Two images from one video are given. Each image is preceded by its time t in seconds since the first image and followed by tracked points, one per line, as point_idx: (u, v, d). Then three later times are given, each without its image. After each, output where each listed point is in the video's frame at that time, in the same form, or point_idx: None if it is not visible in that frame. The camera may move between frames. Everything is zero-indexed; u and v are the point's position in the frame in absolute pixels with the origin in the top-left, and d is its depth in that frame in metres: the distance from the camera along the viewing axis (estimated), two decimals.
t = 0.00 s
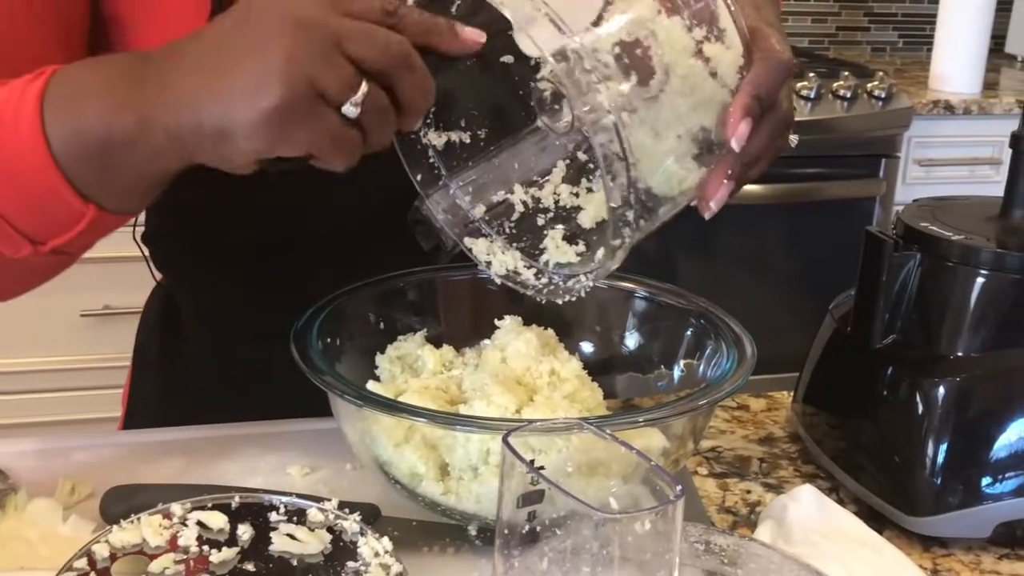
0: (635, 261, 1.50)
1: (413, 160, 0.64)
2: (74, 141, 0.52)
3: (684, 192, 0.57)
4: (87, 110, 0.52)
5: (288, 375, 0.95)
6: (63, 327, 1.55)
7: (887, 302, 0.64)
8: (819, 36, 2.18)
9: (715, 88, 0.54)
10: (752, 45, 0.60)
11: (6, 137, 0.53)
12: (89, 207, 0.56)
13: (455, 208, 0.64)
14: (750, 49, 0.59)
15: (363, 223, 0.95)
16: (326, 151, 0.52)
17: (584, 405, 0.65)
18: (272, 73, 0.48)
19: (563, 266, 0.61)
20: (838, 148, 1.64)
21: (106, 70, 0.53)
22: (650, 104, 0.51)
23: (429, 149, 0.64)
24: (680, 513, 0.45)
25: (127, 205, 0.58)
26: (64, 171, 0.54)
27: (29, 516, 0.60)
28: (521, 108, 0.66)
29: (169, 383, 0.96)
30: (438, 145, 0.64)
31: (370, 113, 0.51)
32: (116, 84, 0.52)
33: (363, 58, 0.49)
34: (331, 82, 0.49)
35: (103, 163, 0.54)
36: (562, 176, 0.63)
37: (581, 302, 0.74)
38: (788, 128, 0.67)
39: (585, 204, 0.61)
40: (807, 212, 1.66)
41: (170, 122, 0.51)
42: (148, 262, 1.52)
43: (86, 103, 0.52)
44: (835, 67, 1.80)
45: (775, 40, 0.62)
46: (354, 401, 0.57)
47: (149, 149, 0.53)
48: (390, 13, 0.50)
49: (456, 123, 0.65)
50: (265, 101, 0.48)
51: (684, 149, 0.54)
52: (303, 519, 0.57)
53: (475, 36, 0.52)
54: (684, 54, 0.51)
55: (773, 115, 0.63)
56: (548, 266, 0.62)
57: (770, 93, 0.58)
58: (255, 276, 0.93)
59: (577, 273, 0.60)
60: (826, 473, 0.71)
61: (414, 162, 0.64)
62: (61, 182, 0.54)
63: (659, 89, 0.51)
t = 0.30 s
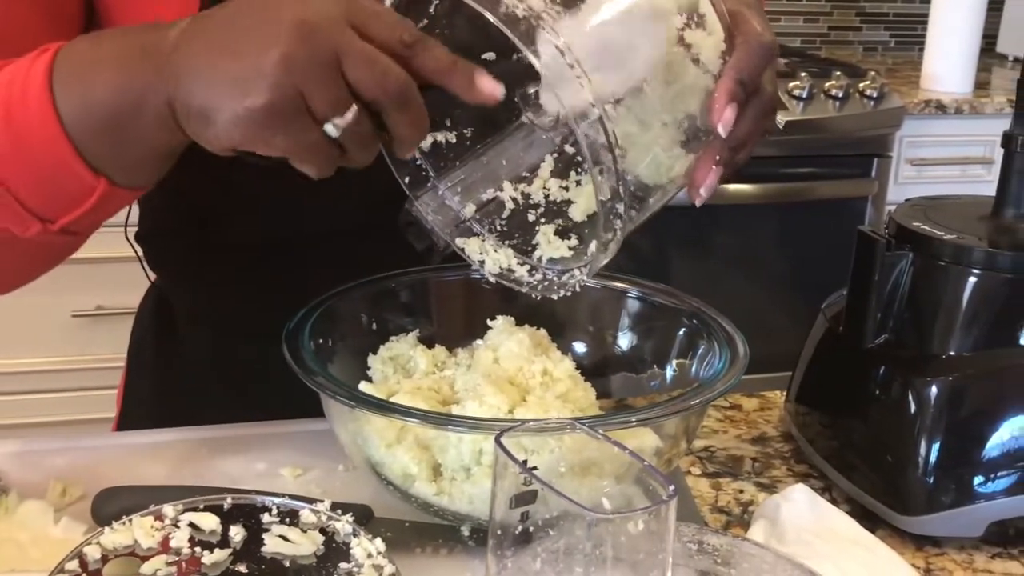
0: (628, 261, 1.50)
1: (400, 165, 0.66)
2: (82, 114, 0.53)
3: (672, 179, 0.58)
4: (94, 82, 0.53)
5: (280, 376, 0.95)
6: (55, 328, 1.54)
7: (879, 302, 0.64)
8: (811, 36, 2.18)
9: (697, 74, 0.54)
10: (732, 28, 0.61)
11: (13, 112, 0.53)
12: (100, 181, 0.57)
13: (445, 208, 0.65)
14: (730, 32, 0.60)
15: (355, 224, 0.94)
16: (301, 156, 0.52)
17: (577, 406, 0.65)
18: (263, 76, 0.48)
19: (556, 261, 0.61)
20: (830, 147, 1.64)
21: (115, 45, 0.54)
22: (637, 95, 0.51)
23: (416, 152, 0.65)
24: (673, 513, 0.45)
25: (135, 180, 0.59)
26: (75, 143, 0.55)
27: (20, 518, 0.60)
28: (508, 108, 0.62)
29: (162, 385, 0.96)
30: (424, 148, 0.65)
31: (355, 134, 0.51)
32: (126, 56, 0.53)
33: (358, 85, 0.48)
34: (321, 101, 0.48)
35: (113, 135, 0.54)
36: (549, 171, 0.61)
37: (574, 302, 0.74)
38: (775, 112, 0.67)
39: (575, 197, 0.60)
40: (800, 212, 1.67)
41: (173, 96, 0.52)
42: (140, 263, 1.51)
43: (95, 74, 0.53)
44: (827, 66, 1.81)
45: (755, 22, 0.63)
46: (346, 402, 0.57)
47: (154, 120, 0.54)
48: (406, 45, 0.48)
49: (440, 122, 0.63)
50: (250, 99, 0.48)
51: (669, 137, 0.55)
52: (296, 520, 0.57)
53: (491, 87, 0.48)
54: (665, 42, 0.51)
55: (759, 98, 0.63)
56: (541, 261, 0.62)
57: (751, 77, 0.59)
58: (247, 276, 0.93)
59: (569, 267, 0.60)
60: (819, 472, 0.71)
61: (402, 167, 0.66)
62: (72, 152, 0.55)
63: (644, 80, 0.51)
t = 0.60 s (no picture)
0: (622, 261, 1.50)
1: (393, 164, 0.66)
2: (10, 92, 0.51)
3: (666, 181, 0.58)
4: (21, 56, 0.50)
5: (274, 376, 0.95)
6: (48, 329, 1.54)
7: (873, 301, 0.64)
8: (804, 36, 2.18)
9: (689, 75, 0.54)
10: (725, 32, 0.62)
11: None
12: (38, 166, 0.56)
13: (438, 208, 0.65)
14: (722, 34, 0.60)
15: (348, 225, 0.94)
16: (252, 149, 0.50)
17: (571, 405, 0.65)
18: (226, 73, 0.46)
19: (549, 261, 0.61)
20: (824, 147, 1.64)
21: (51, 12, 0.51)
22: (628, 96, 0.50)
23: (409, 152, 0.65)
24: (667, 513, 0.45)
25: (80, 160, 0.57)
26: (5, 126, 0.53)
27: (13, 520, 0.60)
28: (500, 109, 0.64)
29: (156, 385, 0.95)
30: (418, 146, 0.65)
31: (314, 133, 0.50)
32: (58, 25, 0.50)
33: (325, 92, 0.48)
34: (285, 105, 0.48)
35: (51, 112, 0.53)
36: (543, 171, 0.61)
37: (568, 302, 0.74)
38: (766, 113, 0.68)
39: (569, 197, 0.60)
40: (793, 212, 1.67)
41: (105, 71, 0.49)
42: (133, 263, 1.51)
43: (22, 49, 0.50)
44: (821, 66, 1.81)
45: (749, 26, 0.64)
46: (340, 402, 0.57)
47: (91, 103, 0.52)
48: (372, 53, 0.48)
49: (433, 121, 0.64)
50: (209, 97, 0.47)
51: (661, 139, 0.54)
52: (289, 521, 0.56)
53: (450, 95, 0.48)
54: (657, 43, 0.51)
55: (749, 101, 0.64)
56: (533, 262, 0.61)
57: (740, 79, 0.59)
58: (240, 276, 0.93)
59: (562, 268, 0.60)
60: (813, 471, 0.71)
61: (394, 166, 0.66)
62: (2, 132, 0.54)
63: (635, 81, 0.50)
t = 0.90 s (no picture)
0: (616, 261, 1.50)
1: (394, 165, 0.66)
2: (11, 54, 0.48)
3: (666, 185, 0.58)
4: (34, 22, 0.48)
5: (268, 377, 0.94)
6: (42, 330, 1.54)
7: (868, 300, 0.64)
8: (798, 35, 2.19)
9: (693, 82, 0.54)
10: (728, 35, 0.61)
11: None
12: (42, 130, 0.52)
13: (437, 208, 0.65)
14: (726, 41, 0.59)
15: (343, 226, 0.94)
16: (303, 103, 0.49)
17: (566, 405, 0.65)
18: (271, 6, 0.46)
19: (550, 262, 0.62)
20: (818, 146, 1.64)
21: None
22: (630, 98, 0.51)
23: (410, 153, 0.66)
24: (663, 513, 0.45)
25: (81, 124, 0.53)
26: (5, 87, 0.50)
27: (8, 522, 0.59)
28: (497, 110, 0.63)
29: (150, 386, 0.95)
30: (418, 148, 0.65)
31: (357, 75, 0.49)
32: None
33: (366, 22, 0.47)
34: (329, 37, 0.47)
35: (59, 76, 0.50)
36: (541, 172, 0.61)
37: (562, 302, 0.74)
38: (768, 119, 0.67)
39: (568, 199, 0.60)
40: (787, 211, 1.67)
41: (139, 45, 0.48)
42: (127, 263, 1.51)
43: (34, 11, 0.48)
44: (815, 66, 1.81)
45: (753, 30, 0.63)
46: (335, 403, 0.57)
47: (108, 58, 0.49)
48: None
49: (434, 123, 0.65)
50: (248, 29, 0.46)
51: (666, 139, 0.55)
52: (284, 522, 0.56)
53: (469, 48, 0.51)
54: (663, 50, 0.51)
55: (753, 106, 0.63)
56: (534, 263, 0.62)
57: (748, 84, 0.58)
58: (233, 275, 0.93)
59: (563, 270, 0.61)
60: (808, 471, 0.71)
61: (395, 165, 0.66)
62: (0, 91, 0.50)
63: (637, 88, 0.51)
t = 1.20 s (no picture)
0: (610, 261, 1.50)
1: (390, 166, 0.66)
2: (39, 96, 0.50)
3: (663, 187, 0.58)
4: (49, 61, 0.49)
5: (263, 377, 0.94)
6: (36, 330, 1.53)
7: (863, 299, 0.64)
8: (793, 35, 2.19)
9: (689, 83, 0.54)
10: (724, 36, 0.61)
11: None
12: (57, 161, 0.53)
13: (433, 210, 0.65)
14: (721, 41, 0.59)
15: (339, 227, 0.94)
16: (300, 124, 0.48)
17: (562, 406, 0.65)
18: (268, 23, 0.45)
19: (543, 265, 0.61)
20: (813, 146, 1.64)
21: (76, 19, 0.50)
22: (626, 101, 0.51)
23: (405, 153, 0.65)
24: (658, 513, 0.45)
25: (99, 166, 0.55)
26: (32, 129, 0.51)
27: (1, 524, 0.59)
28: (496, 110, 0.64)
29: (141, 387, 0.95)
30: (414, 149, 0.65)
31: (356, 83, 0.48)
32: (96, 37, 0.49)
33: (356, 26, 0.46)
34: (321, 48, 0.46)
35: (72, 107, 0.51)
36: (538, 175, 0.62)
37: (557, 302, 0.74)
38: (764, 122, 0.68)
39: (564, 201, 0.60)
40: (782, 211, 1.67)
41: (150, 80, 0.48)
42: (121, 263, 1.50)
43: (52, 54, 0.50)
44: (810, 66, 1.80)
45: (750, 32, 0.62)
46: (330, 403, 0.57)
47: (124, 95, 0.50)
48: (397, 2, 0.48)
49: (431, 123, 0.65)
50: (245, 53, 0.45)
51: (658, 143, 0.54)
52: (279, 523, 0.56)
53: (464, 55, 0.50)
54: (659, 50, 0.51)
55: (749, 109, 0.63)
56: (528, 265, 0.62)
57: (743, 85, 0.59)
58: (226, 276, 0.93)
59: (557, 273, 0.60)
60: (803, 471, 0.71)
61: (391, 166, 0.65)
62: (27, 127, 0.51)
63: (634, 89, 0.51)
